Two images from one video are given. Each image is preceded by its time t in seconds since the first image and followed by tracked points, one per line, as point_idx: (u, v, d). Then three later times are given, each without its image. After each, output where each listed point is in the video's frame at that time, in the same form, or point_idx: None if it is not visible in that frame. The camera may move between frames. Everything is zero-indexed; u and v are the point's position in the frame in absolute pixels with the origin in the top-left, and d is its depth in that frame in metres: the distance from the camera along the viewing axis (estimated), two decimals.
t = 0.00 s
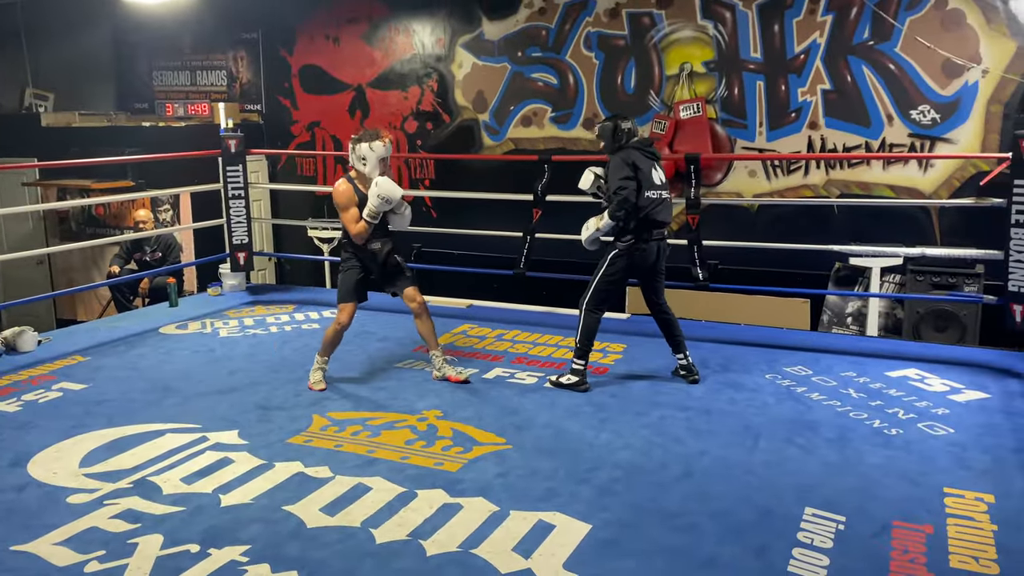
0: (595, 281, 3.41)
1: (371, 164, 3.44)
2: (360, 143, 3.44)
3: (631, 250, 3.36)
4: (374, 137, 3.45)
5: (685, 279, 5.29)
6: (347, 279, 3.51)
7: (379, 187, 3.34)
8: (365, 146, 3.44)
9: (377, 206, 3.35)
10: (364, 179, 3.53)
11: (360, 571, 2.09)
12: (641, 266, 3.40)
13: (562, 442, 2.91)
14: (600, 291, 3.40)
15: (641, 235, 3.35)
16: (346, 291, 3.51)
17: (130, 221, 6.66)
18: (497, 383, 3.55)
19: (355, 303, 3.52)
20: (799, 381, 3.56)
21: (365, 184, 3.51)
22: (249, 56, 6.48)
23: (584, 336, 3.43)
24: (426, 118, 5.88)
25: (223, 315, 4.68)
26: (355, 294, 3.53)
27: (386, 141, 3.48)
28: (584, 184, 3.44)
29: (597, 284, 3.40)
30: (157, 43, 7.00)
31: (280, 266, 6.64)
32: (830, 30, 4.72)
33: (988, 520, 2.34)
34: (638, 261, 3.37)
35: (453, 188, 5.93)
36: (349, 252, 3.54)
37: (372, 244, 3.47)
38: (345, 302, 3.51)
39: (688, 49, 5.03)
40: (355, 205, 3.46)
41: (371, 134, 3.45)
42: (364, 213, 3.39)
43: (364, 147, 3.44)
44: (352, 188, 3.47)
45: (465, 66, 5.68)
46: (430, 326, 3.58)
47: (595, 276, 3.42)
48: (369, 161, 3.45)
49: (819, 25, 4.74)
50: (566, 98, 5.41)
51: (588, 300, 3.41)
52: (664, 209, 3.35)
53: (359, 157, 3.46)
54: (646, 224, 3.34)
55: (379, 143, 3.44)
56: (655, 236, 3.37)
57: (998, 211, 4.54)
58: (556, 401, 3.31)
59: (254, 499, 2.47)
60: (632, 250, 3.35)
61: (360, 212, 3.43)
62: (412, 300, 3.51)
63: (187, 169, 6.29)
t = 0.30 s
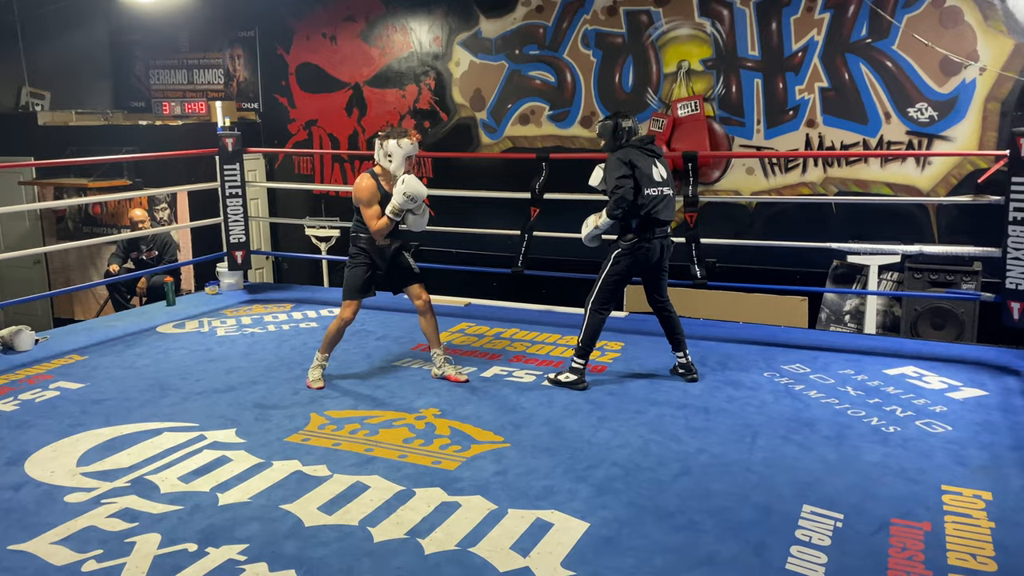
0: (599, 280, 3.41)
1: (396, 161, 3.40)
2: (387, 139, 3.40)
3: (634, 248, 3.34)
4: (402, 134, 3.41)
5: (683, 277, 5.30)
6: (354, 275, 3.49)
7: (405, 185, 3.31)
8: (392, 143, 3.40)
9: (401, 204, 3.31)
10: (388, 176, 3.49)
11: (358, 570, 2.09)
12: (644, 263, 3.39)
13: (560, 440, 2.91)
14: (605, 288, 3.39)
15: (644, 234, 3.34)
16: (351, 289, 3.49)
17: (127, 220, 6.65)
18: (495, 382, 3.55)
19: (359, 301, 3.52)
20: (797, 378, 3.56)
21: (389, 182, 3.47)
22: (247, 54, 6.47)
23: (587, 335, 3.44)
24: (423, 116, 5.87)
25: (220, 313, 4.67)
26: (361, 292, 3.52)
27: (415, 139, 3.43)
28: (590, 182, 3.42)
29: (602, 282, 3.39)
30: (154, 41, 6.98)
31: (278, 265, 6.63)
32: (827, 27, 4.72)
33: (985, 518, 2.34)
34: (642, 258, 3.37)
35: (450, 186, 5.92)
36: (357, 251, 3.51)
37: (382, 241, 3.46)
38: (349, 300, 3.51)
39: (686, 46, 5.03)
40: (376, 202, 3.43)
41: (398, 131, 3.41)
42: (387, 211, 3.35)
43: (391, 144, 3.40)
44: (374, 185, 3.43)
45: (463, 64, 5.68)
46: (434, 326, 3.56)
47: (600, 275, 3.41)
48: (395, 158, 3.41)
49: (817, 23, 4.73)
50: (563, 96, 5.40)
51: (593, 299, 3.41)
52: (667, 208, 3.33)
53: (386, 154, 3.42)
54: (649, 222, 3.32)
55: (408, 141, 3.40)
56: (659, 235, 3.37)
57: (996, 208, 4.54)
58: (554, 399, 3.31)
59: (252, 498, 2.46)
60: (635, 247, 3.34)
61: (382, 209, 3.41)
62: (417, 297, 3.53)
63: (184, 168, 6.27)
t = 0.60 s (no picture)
0: (598, 280, 3.41)
1: (429, 153, 3.44)
2: (427, 128, 3.42)
3: (633, 250, 3.35)
4: (440, 128, 3.45)
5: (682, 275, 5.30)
6: (360, 275, 3.48)
7: (429, 182, 3.36)
8: (428, 134, 3.43)
9: (420, 200, 3.36)
10: (414, 164, 3.51)
11: (357, 569, 2.09)
12: (643, 262, 3.39)
13: (558, 439, 2.91)
14: (607, 290, 3.39)
15: (642, 232, 3.34)
16: (357, 290, 3.48)
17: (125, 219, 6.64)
18: (493, 380, 3.54)
19: (366, 300, 3.51)
20: (795, 377, 3.57)
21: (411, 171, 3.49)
22: (244, 53, 6.46)
23: (586, 334, 3.44)
24: (421, 115, 5.86)
25: (218, 313, 4.67)
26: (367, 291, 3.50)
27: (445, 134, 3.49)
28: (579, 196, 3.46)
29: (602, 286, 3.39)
30: (151, 40, 6.97)
31: (276, 264, 6.62)
32: (825, 26, 4.72)
33: (983, 515, 2.34)
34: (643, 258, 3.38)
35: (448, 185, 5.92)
36: (364, 249, 3.48)
37: (390, 238, 3.44)
38: (355, 300, 3.51)
39: (683, 44, 5.02)
40: (392, 190, 3.43)
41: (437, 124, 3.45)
42: (404, 201, 3.37)
43: (427, 134, 3.43)
44: (398, 172, 3.44)
45: (460, 63, 5.68)
46: (437, 325, 3.55)
47: (600, 275, 3.41)
48: (428, 149, 3.45)
49: (814, 21, 4.74)
50: (561, 95, 5.41)
51: (593, 300, 3.41)
52: (659, 204, 3.36)
53: (418, 144, 3.45)
54: (646, 222, 3.33)
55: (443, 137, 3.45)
56: (656, 231, 3.38)
57: (994, 206, 4.54)
58: (552, 398, 3.31)
59: (250, 497, 2.46)
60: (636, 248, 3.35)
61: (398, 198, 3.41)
62: (425, 297, 3.49)
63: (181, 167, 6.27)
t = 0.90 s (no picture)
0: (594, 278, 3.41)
1: (433, 142, 3.43)
2: (429, 118, 3.41)
3: (629, 248, 3.34)
4: (443, 117, 3.43)
5: (680, 274, 5.32)
6: (372, 267, 3.48)
7: (434, 170, 3.35)
8: (431, 123, 3.42)
9: (424, 188, 3.35)
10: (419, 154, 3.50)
11: (355, 569, 2.08)
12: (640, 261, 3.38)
13: (557, 438, 2.91)
14: (603, 288, 3.39)
15: (639, 232, 3.34)
16: (370, 284, 3.47)
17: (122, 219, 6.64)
18: (491, 380, 3.54)
19: (380, 294, 3.48)
20: (793, 375, 3.57)
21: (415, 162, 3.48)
22: (241, 52, 6.46)
23: (583, 334, 3.43)
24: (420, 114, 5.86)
25: (217, 312, 4.67)
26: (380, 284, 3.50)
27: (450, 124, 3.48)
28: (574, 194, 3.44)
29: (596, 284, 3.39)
30: (148, 39, 6.97)
31: (273, 263, 6.62)
32: (822, 24, 4.72)
33: (981, 514, 2.34)
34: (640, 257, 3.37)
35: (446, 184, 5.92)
36: (372, 242, 3.48)
37: (399, 232, 3.45)
38: (371, 295, 3.47)
39: (681, 43, 5.02)
40: (398, 180, 3.44)
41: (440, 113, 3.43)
42: (409, 191, 3.38)
43: (430, 124, 3.42)
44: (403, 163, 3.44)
45: (458, 62, 5.67)
46: (436, 323, 3.54)
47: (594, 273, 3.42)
48: (432, 139, 3.44)
49: (812, 20, 4.74)
50: (559, 93, 5.41)
51: (588, 297, 3.41)
52: (655, 204, 3.36)
53: (422, 134, 3.46)
54: (642, 221, 3.33)
55: (447, 126, 3.43)
56: (652, 231, 3.37)
57: (991, 204, 4.55)
58: (550, 397, 3.31)
59: (249, 497, 2.46)
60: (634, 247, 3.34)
61: (403, 188, 3.41)
62: (426, 296, 3.47)
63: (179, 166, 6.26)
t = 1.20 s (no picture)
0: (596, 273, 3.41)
1: (410, 148, 3.41)
2: (402, 125, 3.39)
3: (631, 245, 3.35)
4: (416, 121, 3.41)
5: (678, 271, 5.33)
6: (378, 271, 3.48)
7: (418, 172, 3.31)
8: (404, 130, 3.40)
9: (413, 191, 3.32)
10: (399, 162, 3.50)
11: (354, 567, 2.08)
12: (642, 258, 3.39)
13: (555, 436, 2.91)
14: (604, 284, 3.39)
15: (642, 231, 3.34)
16: (376, 285, 3.47)
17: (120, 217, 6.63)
18: (489, 378, 3.54)
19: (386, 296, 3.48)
20: (791, 373, 3.57)
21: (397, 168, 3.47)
22: (239, 49, 6.45)
23: (582, 333, 3.42)
24: (417, 112, 5.85)
25: (214, 310, 4.66)
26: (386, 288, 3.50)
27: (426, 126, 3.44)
28: (586, 180, 3.41)
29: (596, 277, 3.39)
30: (145, 37, 6.95)
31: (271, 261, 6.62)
32: (820, 22, 4.72)
33: (979, 511, 2.35)
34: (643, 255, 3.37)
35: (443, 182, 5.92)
36: (379, 246, 3.51)
37: (401, 235, 3.47)
38: (376, 296, 3.48)
39: (679, 41, 5.02)
40: (387, 191, 3.45)
41: (412, 117, 3.41)
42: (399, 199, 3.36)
43: (404, 131, 3.40)
44: (386, 173, 3.45)
45: (456, 59, 5.66)
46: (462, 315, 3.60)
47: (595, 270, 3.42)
48: (409, 144, 3.42)
49: (810, 17, 4.74)
50: (557, 91, 5.40)
51: (587, 295, 3.40)
52: (664, 206, 3.32)
53: (399, 141, 3.42)
54: (647, 219, 3.31)
55: (422, 128, 3.40)
56: (655, 232, 3.38)
57: (989, 201, 4.55)
58: (548, 395, 3.30)
59: (247, 495, 2.46)
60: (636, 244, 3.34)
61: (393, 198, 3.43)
62: (446, 290, 3.50)
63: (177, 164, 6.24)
